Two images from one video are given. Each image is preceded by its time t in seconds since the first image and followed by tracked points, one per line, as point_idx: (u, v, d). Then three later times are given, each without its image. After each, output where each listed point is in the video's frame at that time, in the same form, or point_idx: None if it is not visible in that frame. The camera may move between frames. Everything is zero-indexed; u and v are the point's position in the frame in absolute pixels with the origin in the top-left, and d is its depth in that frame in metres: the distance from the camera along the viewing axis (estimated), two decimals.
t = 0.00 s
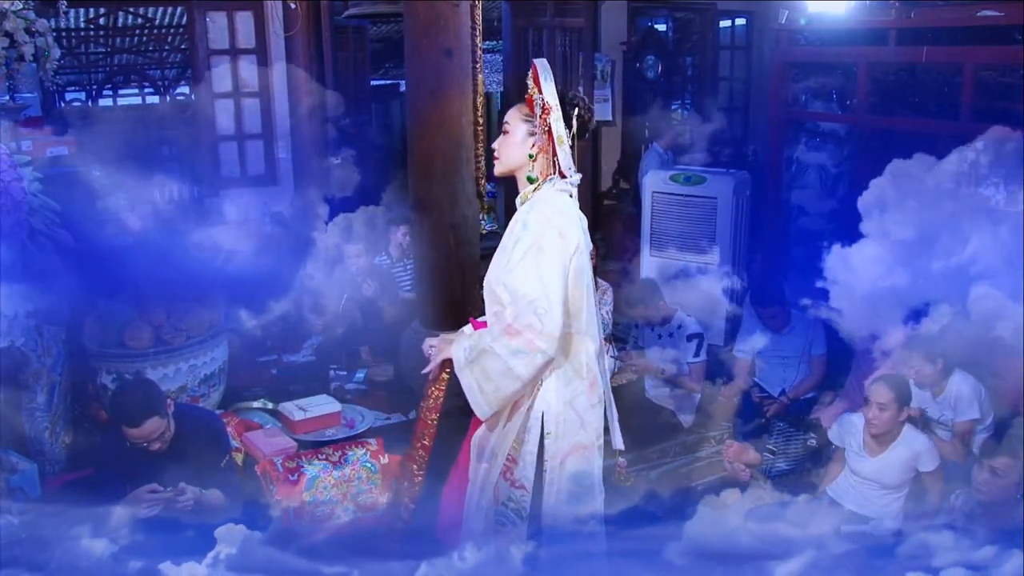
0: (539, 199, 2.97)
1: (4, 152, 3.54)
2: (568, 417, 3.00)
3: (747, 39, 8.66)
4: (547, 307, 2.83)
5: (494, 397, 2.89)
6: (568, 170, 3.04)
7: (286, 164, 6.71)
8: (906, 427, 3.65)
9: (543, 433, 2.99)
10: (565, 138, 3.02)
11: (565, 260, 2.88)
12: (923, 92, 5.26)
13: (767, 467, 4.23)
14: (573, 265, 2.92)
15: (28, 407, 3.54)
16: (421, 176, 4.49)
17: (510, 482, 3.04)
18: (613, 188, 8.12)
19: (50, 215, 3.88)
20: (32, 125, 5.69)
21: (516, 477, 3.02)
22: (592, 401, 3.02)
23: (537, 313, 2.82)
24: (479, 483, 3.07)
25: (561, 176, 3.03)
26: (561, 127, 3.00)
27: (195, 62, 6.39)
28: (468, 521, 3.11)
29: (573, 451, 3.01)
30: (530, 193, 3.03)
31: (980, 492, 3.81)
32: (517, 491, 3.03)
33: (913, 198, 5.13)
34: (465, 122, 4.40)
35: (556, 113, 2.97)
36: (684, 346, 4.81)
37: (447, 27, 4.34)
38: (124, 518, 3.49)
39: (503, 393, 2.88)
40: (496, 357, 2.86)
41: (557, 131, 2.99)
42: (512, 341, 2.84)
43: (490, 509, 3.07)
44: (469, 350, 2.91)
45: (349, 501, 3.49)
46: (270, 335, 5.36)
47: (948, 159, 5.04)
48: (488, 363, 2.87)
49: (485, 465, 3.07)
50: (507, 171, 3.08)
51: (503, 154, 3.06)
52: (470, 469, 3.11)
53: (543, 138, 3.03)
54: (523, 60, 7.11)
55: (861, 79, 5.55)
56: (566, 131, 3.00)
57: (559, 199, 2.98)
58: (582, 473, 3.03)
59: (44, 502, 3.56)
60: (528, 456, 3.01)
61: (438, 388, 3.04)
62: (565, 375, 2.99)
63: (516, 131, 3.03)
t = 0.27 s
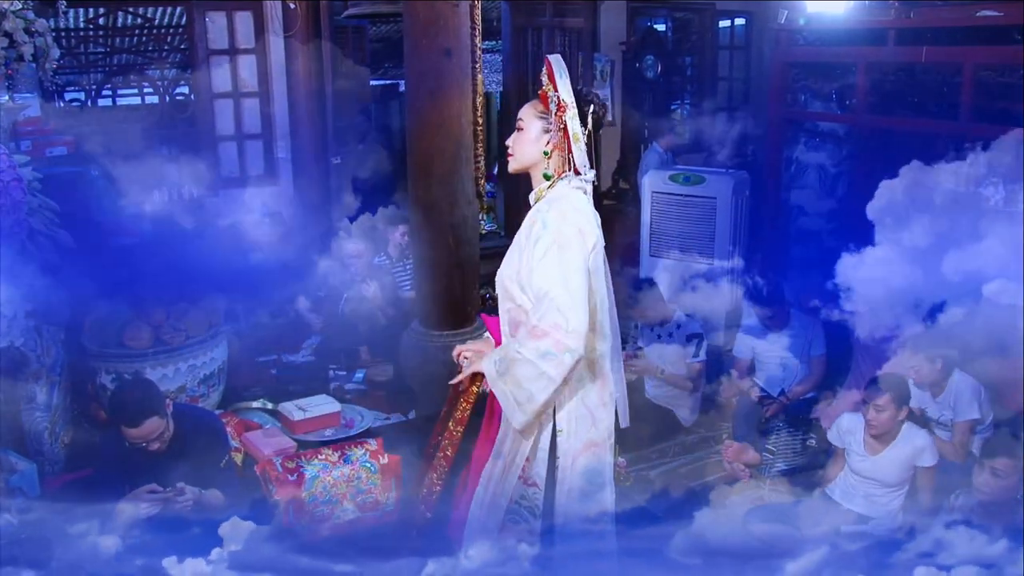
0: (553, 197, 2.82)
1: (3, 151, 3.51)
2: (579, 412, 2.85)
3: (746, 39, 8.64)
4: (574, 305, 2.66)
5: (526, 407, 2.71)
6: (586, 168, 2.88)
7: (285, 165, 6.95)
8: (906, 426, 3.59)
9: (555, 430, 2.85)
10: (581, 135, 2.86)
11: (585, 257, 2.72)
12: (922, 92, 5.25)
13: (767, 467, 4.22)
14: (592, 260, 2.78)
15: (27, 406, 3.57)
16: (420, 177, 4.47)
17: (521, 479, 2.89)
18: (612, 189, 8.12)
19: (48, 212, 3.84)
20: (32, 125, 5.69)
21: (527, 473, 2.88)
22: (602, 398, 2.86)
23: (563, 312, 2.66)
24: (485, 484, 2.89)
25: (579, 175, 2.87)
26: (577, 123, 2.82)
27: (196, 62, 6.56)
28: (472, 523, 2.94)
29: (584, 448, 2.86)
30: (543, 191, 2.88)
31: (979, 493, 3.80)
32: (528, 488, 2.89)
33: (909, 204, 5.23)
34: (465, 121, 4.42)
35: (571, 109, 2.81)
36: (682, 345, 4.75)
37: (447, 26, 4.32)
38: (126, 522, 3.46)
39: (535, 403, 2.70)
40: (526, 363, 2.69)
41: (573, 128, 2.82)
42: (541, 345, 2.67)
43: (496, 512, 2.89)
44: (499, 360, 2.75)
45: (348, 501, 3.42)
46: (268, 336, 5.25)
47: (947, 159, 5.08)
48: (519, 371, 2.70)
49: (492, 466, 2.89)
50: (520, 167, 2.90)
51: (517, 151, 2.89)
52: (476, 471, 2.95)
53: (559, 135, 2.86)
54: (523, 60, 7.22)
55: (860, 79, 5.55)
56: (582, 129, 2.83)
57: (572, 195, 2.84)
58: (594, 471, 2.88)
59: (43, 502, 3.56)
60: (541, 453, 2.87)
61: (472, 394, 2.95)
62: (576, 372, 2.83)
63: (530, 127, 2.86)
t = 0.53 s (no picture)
0: (561, 196, 2.74)
1: (2, 152, 3.50)
2: (589, 408, 2.81)
3: (746, 39, 8.72)
4: (589, 306, 2.55)
5: (548, 416, 2.57)
6: (593, 164, 2.82)
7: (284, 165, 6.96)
8: (905, 424, 3.58)
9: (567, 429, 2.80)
10: (589, 134, 2.78)
11: (597, 256, 2.64)
12: (922, 92, 5.26)
13: (766, 466, 4.20)
14: (603, 259, 2.70)
15: (27, 405, 3.59)
16: (418, 177, 4.48)
17: (532, 477, 2.87)
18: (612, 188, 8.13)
19: (48, 210, 3.85)
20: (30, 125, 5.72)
21: (538, 470, 2.84)
22: (611, 395, 2.83)
23: (577, 313, 2.54)
24: (494, 483, 2.86)
25: (586, 170, 2.80)
26: (585, 121, 2.75)
27: (193, 62, 6.62)
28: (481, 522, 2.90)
29: (594, 444, 2.83)
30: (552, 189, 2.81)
31: (978, 492, 3.78)
32: (539, 485, 2.85)
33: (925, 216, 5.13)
34: (464, 121, 4.43)
35: (580, 107, 2.73)
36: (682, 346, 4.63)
37: (446, 27, 4.32)
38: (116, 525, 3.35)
39: (557, 410, 2.57)
40: (545, 369, 2.56)
41: (580, 126, 2.74)
42: (558, 348, 2.55)
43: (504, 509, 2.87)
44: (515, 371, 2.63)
45: (349, 501, 3.45)
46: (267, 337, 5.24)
47: (947, 158, 5.10)
48: (535, 379, 2.58)
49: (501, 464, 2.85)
50: (526, 165, 2.83)
51: (524, 148, 2.82)
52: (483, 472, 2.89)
53: (566, 133, 2.77)
54: (523, 60, 7.21)
55: (860, 79, 5.57)
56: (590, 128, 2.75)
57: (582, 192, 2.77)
58: (606, 467, 2.85)
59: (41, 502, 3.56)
60: (551, 452, 2.82)
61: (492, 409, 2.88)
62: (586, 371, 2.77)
63: (537, 124, 2.78)
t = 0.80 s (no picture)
0: (561, 196, 2.74)
1: (3, 152, 3.50)
2: (599, 407, 2.82)
3: (746, 39, 8.71)
4: (594, 308, 2.55)
5: (555, 421, 2.55)
6: (593, 161, 2.81)
7: (285, 167, 6.93)
8: (906, 424, 3.57)
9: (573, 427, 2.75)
10: (587, 132, 2.78)
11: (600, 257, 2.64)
12: (922, 92, 5.26)
13: (766, 466, 4.21)
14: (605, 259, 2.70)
15: (26, 405, 3.59)
16: (417, 177, 4.48)
17: (537, 475, 2.78)
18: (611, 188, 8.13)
19: (48, 211, 3.84)
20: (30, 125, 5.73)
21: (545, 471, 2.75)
22: (618, 390, 2.84)
23: (582, 315, 2.54)
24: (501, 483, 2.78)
25: (586, 168, 2.80)
26: (581, 121, 2.74)
27: (193, 62, 6.64)
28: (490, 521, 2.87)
29: (603, 441, 2.82)
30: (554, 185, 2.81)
31: (979, 491, 3.85)
32: (546, 485, 2.77)
33: (936, 220, 5.07)
34: (464, 121, 4.43)
35: (575, 108, 2.73)
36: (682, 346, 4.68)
37: (445, 27, 4.32)
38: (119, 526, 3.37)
39: (565, 415, 2.54)
40: (552, 374, 2.54)
41: (576, 127, 2.74)
42: (564, 352, 2.53)
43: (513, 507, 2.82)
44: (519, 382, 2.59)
45: (352, 501, 3.45)
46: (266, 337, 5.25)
47: (947, 158, 5.12)
48: (542, 385, 2.55)
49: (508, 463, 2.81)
50: (527, 165, 2.83)
51: (523, 149, 2.82)
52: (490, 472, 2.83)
53: (563, 133, 2.77)
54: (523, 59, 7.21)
55: (860, 79, 5.58)
56: (587, 127, 2.75)
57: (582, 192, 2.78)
58: (616, 463, 2.83)
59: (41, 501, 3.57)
60: (556, 452, 2.74)
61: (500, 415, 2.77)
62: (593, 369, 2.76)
63: (534, 124, 2.78)
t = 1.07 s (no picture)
0: (559, 200, 2.75)
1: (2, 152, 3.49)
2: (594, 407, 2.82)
3: (746, 39, 8.69)
4: (592, 312, 2.56)
5: (553, 429, 2.51)
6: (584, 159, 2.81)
7: (284, 165, 7.06)
8: (904, 425, 3.56)
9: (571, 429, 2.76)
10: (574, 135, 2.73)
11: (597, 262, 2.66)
12: (922, 92, 5.27)
13: (766, 466, 4.24)
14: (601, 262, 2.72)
15: (25, 406, 3.60)
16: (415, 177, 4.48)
17: (534, 477, 2.78)
18: (611, 188, 8.13)
19: (48, 212, 3.83)
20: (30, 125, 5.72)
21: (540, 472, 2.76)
22: (613, 390, 2.83)
23: (584, 319, 2.54)
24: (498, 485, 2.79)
25: (577, 167, 2.81)
26: (566, 125, 2.69)
27: (193, 61, 6.77)
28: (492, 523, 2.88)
29: (601, 441, 2.83)
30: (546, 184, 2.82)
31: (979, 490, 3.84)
32: (542, 487, 2.77)
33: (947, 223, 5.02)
34: (463, 121, 4.44)
35: (558, 113, 2.68)
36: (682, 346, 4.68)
37: (445, 27, 4.32)
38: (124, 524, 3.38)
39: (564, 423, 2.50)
40: (550, 381, 2.51)
41: (561, 131, 2.70)
42: (564, 357, 2.51)
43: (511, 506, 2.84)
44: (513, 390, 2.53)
45: (353, 501, 3.42)
46: (266, 336, 5.25)
47: (947, 159, 5.12)
48: (540, 391, 2.52)
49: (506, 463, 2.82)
50: (517, 168, 2.82)
51: (511, 152, 2.79)
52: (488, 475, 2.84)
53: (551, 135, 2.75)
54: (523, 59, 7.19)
55: (860, 78, 5.58)
56: (573, 131, 2.70)
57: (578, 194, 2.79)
58: (615, 460, 2.85)
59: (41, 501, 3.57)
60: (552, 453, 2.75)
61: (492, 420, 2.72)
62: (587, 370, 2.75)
63: (520, 127, 2.76)
